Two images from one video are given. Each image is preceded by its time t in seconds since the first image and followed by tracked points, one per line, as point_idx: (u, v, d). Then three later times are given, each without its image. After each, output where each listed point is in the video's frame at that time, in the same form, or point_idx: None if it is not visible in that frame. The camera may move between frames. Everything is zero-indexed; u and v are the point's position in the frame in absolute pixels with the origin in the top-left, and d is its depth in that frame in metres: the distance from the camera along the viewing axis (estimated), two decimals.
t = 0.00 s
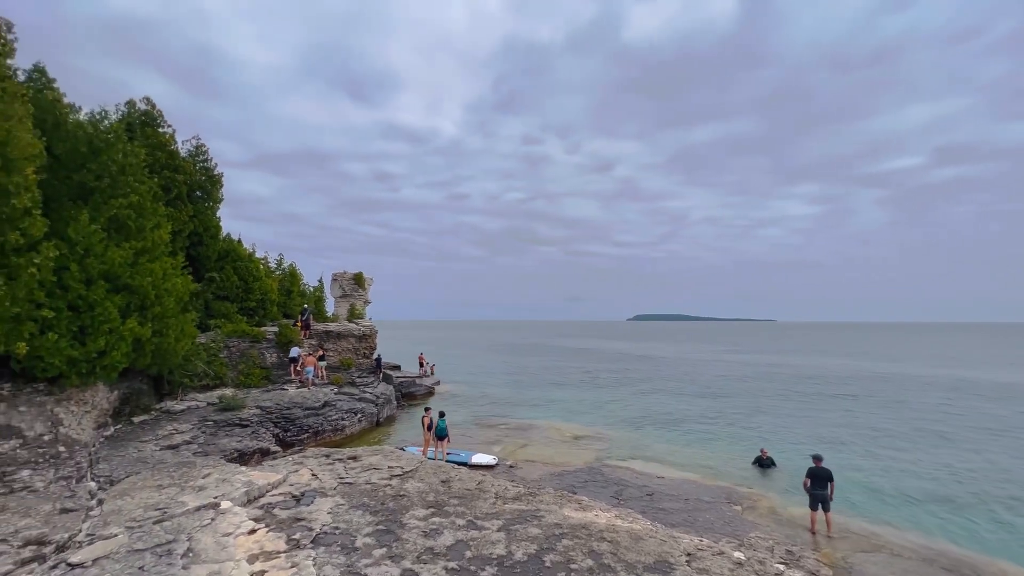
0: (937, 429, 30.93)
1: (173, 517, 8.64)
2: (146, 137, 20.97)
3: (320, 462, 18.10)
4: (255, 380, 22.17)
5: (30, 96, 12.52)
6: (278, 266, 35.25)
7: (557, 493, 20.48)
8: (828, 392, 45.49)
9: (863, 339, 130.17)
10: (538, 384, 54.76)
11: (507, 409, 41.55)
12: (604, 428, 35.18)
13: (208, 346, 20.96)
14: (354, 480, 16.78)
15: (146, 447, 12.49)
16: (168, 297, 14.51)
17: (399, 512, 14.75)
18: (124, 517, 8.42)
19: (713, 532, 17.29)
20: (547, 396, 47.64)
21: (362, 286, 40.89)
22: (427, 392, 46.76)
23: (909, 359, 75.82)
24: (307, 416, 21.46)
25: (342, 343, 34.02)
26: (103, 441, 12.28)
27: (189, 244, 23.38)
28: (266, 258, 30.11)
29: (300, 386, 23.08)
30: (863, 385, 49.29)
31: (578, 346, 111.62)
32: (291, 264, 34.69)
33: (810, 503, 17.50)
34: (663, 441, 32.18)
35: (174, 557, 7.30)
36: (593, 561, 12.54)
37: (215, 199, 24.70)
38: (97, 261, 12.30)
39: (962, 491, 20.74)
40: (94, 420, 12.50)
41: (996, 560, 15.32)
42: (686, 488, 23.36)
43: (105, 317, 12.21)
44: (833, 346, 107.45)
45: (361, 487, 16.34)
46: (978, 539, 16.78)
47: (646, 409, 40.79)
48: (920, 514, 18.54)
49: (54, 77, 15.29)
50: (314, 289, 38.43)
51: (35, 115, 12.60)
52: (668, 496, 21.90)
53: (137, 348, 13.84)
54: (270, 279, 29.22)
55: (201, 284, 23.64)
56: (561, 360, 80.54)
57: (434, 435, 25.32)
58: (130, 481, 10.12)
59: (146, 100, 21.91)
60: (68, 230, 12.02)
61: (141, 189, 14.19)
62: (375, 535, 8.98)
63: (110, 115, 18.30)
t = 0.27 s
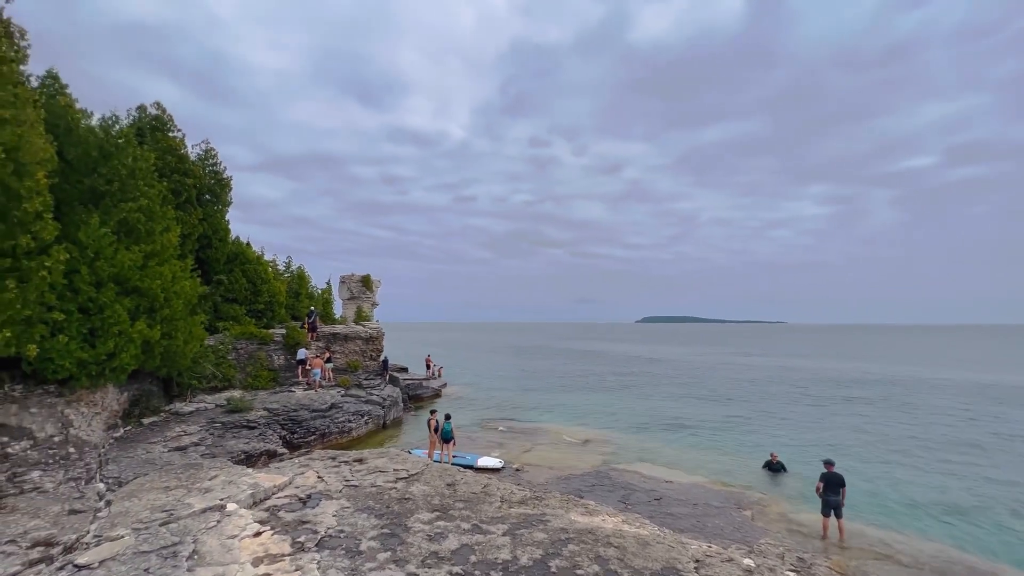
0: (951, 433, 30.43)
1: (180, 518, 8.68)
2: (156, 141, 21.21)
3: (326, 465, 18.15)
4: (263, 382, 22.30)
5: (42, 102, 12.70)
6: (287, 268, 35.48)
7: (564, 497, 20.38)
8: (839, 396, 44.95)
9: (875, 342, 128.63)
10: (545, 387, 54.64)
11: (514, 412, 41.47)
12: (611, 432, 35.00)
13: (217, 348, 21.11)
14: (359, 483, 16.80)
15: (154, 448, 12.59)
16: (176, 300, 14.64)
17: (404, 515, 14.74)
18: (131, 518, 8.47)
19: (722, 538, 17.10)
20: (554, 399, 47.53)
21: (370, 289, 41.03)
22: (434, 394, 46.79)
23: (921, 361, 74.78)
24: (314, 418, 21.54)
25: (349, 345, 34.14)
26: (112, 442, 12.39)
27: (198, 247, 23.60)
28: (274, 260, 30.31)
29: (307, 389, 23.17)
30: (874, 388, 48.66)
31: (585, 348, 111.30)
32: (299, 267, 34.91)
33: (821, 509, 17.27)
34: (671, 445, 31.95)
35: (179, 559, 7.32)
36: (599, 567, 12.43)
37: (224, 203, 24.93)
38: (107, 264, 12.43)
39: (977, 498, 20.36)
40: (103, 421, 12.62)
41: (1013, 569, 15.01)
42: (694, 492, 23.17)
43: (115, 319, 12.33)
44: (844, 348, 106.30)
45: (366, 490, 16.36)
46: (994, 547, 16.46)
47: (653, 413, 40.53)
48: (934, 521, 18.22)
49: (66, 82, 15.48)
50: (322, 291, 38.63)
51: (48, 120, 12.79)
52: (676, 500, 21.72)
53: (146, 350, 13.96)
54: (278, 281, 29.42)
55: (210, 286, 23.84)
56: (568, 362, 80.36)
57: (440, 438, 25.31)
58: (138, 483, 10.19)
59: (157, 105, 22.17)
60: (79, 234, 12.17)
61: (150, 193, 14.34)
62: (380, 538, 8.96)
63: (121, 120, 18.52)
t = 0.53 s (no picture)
0: (957, 437, 30.20)
1: (180, 522, 8.66)
2: (159, 145, 21.30)
3: (328, 468, 18.12)
4: (265, 385, 22.31)
5: (47, 106, 12.78)
6: (290, 271, 35.54)
7: (566, 501, 20.30)
8: (843, 399, 44.71)
9: (879, 345, 127.97)
10: (547, 389, 54.55)
11: (516, 415, 41.38)
12: (614, 435, 34.88)
13: (219, 350, 21.12)
14: (360, 486, 16.77)
15: (156, 451, 12.59)
16: (178, 302, 14.65)
17: (405, 519, 14.69)
18: (132, 522, 8.46)
19: (726, 543, 16.99)
20: (556, 401, 47.45)
21: (373, 291, 41.05)
22: (436, 397, 46.75)
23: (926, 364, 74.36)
24: (316, 421, 21.52)
25: (351, 348, 34.15)
26: (114, 445, 12.39)
27: (201, 249, 23.65)
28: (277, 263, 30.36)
29: (309, 391, 23.16)
30: (878, 391, 48.40)
31: (588, 350, 111.16)
32: (302, 269, 34.97)
33: (827, 513, 17.15)
34: (674, 448, 31.80)
35: (179, 563, 7.30)
36: (602, 572, 12.36)
37: (227, 206, 24.99)
38: (110, 267, 12.45)
39: (984, 503, 20.17)
40: (106, 423, 12.63)
41: None
42: (697, 496, 23.06)
43: (117, 321, 12.35)
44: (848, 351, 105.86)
45: (368, 493, 16.33)
46: (1001, 553, 16.30)
47: (656, 416, 40.39)
48: (941, 526, 18.07)
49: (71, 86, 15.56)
50: (325, 294, 38.67)
51: (52, 124, 12.86)
52: (679, 505, 21.61)
53: (148, 353, 13.96)
54: (281, 284, 29.47)
55: (212, 289, 23.88)
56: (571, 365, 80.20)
57: (442, 441, 25.26)
58: (139, 485, 10.18)
59: (161, 109, 22.27)
60: (82, 236, 12.20)
61: (153, 195, 14.38)
62: (381, 542, 8.92)
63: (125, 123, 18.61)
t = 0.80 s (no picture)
0: (952, 439, 30.31)
1: (174, 526, 8.59)
2: (155, 146, 21.22)
3: (323, 471, 18.03)
4: (261, 387, 22.19)
5: (41, 107, 12.73)
6: (286, 273, 35.41)
7: (563, 504, 20.24)
8: (839, 401, 44.81)
9: (875, 347, 128.42)
10: (544, 391, 54.52)
11: (513, 417, 41.29)
12: (610, 437, 34.88)
13: (215, 352, 21.01)
14: (356, 489, 16.70)
15: (150, 454, 12.49)
16: (173, 304, 14.58)
17: (401, 522, 14.62)
18: (125, 525, 8.38)
19: (723, 545, 16.96)
20: (553, 403, 47.41)
21: (370, 293, 40.94)
22: (433, 399, 46.64)
23: (922, 366, 74.63)
24: (312, 423, 21.41)
25: (348, 350, 34.04)
26: (108, 448, 12.29)
27: (197, 251, 23.53)
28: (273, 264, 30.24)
29: (305, 394, 23.05)
30: (875, 393, 48.53)
31: (585, 352, 111.21)
32: (298, 271, 34.85)
33: (823, 516, 17.16)
34: (671, 450, 31.80)
35: (172, 567, 7.24)
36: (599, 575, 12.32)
37: (223, 207, 24.92)
38: (104, 269, 12.36)
39: (980, 505, 20.22)
40: (99, 426, 12.52)
41: None
42: (694, 499, 23.05)
43: (111, 324, 12.26)
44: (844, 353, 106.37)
45: (363, 496, 16.25)
46: (997, 555, 16.33)
47: (653, 418, 40.41)
48: (937, 528, 18.10)
49: (66, 86, 15.48)
50: (321, 295, 38.54)
51: (46, 124, 12.80)
52: (676, 507, 21.58)
53: (143, 355, 13.87)
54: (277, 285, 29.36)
55: (208, 290, 23.75)
56: (568, 367, 80.23)
57: (439, 444, 25.17)
58: (132, 489, 10.09)
59: (157, 110, 22.20)
60: (76, 238, 12.12)
61: (149, 197, 14.31)
62: (376, 546, 8.86)
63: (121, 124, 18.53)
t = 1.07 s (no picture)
0: (934, 439, 30.84)
1: (156, 531, 8.42)
2: (140, 144, 20.89)
3: (311, 474, 17.84)
4: (247, 389, 21.90)
5: (21, 103, 12.46)
6: (274, 273, 35.03)
7: (553, 505, 20.25)
8: (825, 401, 45.35)
9: (860, 349, 130.31)
10: (535, 393, 54.53)
11: (503, 419, 41.24)
12: (600, 438, 34.98)
13: (200, 354, 20.70)
14: (344, 492, 16.54)
15: (133, 457, 12.25)
16: (158, 305, 14.33)
17: (390, 525, 14.50)
18: (105, 531, 8.20)
19: (711, 545, 17.08)
20: (543, 405, 47.44)
21: (359, 294, 40.67)
22: (423, 401, 46.42)
23: (906, 367, 75.81)
24: (299, 425, 21.18)
25: (336, 351, 33.75)
26: (88, 452, 12.03)
27: (182, 251, 23.19)
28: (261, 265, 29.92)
29: (293, 396, 22.80)
30: (860, 394, 49.25)
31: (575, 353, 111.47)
32: (287, 271, 34.51)
33: (809, 515, 17.34)
34: (660, 451, 31.97)
35: (154, 574, 7.10)
36: None
37: (210, 207, 24.60)
38: (85, 268, 12.12)
39: (961, 503, 20.57)
40: (80, 430, 12.26)
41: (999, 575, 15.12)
42: (683, 499, 23.18)
43: (93, 325, 12.02)
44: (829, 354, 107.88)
45: (351, 499, 16.10)
46: (978, 552, 16.63)
47: (643, 419, 40.60)
48: (919, 526, 18.40)
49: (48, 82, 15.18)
50: (310, 296, 38.20)
51: (26, 121, 12.52)
52: (665, 508, 21.69)
53: (125, 357, 13.61)
54: (265, 286, 29.02)
55: (193, 291, 23.41)
56: (559, 368, 80.37)
57: (428, 446, 25.06)
58: (113, 494, 9.88)
59: (142, 107, 21.86)
60: (56, 237, 11.87)
61: (133, 195, 14.08)
62: (364, 549, 8.77)
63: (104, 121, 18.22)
